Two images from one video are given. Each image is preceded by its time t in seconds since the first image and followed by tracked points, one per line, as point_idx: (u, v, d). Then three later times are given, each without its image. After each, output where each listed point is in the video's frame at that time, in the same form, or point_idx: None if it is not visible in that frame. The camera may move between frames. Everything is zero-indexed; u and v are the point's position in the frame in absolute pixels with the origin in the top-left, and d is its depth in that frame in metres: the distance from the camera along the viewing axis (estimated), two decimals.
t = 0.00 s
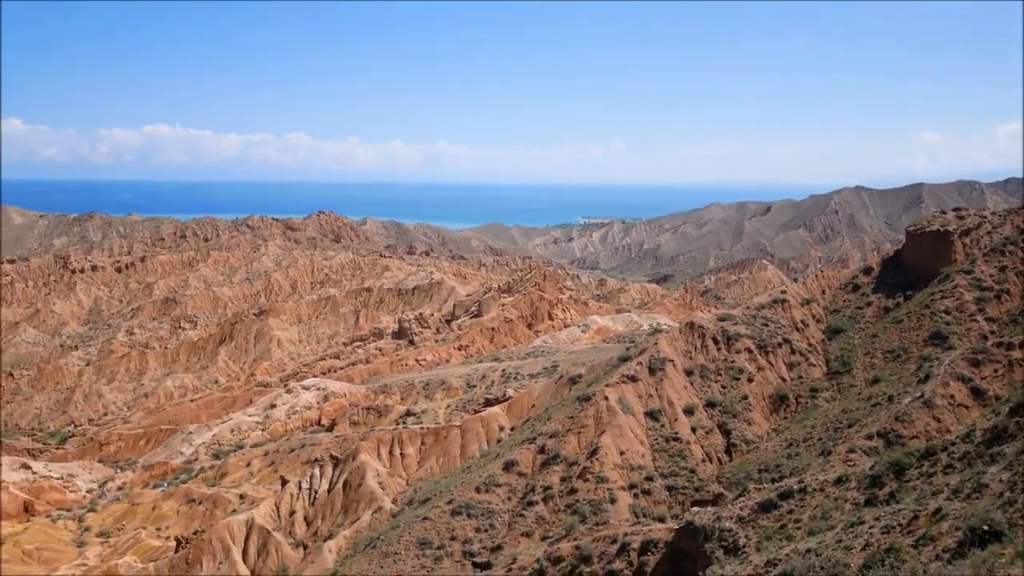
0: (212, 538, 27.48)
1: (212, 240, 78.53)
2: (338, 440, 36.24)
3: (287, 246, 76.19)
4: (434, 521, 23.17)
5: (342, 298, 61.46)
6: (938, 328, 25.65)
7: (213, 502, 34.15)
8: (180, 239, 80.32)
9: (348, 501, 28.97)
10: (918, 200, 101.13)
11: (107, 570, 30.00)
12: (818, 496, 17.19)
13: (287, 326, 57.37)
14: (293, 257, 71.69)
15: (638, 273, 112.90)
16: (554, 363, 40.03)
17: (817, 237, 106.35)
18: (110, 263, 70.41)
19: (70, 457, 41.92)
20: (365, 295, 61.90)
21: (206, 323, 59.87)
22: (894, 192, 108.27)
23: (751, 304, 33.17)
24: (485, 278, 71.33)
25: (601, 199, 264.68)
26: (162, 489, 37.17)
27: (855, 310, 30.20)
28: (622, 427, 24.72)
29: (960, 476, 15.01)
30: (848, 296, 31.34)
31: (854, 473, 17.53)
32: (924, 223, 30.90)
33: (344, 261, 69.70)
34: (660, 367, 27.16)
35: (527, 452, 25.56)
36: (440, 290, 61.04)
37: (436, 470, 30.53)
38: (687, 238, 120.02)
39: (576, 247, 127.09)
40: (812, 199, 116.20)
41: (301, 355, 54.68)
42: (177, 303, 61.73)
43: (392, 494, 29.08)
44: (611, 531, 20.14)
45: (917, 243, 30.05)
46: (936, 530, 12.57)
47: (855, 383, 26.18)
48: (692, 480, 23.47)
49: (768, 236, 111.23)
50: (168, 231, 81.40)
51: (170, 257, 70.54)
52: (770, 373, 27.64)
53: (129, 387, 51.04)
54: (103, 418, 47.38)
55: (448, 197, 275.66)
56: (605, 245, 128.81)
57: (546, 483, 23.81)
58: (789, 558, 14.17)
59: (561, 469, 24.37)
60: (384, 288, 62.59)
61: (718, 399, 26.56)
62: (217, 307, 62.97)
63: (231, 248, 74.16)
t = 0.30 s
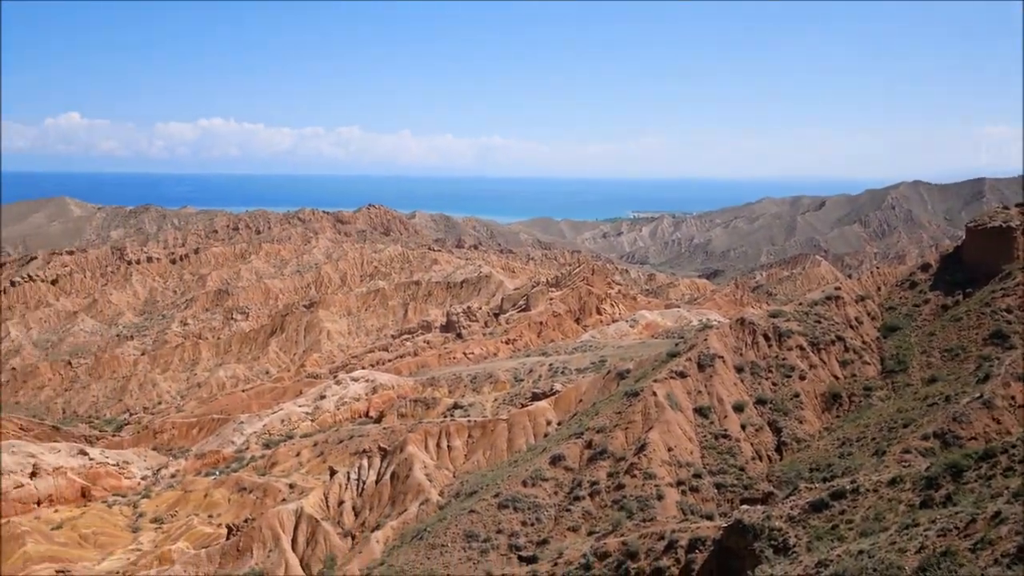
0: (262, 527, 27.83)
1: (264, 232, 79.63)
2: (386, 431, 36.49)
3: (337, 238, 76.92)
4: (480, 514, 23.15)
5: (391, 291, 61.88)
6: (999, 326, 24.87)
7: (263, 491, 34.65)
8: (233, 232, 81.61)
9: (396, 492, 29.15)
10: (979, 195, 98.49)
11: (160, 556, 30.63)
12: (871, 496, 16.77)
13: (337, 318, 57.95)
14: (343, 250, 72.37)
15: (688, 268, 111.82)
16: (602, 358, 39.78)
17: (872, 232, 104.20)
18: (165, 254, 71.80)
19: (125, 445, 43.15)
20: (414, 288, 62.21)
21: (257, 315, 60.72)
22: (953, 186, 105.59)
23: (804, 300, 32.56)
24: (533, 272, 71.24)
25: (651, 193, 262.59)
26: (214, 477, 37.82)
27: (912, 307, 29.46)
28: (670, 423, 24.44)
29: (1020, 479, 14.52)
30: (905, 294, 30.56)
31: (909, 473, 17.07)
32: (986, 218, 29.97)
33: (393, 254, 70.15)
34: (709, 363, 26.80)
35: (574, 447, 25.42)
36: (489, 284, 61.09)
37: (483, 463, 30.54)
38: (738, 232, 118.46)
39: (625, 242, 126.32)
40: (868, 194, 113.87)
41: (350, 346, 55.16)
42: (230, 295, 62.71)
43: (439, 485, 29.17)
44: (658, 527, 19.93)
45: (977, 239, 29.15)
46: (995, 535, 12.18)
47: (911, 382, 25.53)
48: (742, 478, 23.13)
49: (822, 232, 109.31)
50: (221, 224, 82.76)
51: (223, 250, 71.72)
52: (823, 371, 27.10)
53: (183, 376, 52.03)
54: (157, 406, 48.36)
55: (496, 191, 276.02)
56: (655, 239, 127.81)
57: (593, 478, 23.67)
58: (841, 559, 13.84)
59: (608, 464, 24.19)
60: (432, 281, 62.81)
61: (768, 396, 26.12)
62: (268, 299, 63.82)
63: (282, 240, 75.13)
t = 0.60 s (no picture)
0: (322, 517, 28.16)
1: (325, 226, 80.65)
2: (444, 424, 36.62)
3: (398, 232, 77.50)
4: (537, 509, 23.02)
5: (450, 284, 62.09)
6: None
7: (324, 481, 35.12)
8: (295, 225, 82.84)
9: (453, 485, 29.25)
10: None
11: (223, 543, 31.27)
12: (940, 499, 16.19)
13: (396, 311, 58.35)
14: (403, 243, 72.87)
15: (750, 264, 109.99)
16: (662, 353, 39.31)
17: (943, 228, 101.14)
18: (230, 247, 73.21)
19: (190, 433, 44.11)
20: (473, 282, 62.30)
21: (319, 307, 61.50)
22: None
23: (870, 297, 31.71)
24: (592, 266, 70.83)
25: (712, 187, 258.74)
26: (275, 466, 38.48)
27: (985, 305, 28.46)
28: (731, 420, 24.02)
29: None
30: (978, 292, 29.54)
31: (982, 476, 16.42)
32: None
33: (452, 248, 70.41)
34: (772, 361, 26.26)
35: (632, 443, 25.13)
36: (548, 278, 60.92)
37: (540, 458, 30.43)
38: (802, 227, 116.13)
39: (686, 237, 124.83)
40: (939, 188, 110.59)
41: (409, 339, 55.49)
42: (292, 287, 63.66)
43: (497, 479, 29.16)
44: (718, 526, 19.57)
45: None
46: None
47: (982, 382, 24.64)
48: (804, 478, 22.60)
49: (889, 227, 106.49)
50: (284, 218, 84.07)
51: (285, 243, 72.84)
52: (890, 370, 26.34)
53: (246, 366, 52.98)
54: (221, 396, 49.33)
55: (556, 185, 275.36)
56: (716, 234, 126.07)
57: (652, 475, 23.37)
58: (908, 563, 13.36)
59: (667, 461, 23.87)
60: (491, 275, 62.83)
61: (833, 395, 25.49)
62: (329, 292, 64.61)
63: (344, 234, 76.00)
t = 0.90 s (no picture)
0: (388, 511, 28.33)
1: (394, 222, 81.35)
2: (510, 421, 36.51)
3: (465, 229, 77.71)
4: (603, 507, 22.69)
5: (516, 281, 61.96)
6: None
7: (391, 475, 35.35)
8: (364, 221, 83.77)
9: (519, 482, 29.10)
10: None
11: (292, 534, 31.71)
12: None
13: (463, 307, 58.47)
14: (470, 240, 73.04)
15: (823, 262, 107.43)
16: (731, 353, 38.51)
17: None
18: (301, 243, 74.34)
19: (261, 425, 44.93)
20: (540, 279, 62.02)
21: (387, 303, 62.00)
22: None
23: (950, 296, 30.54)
24: (661, 264, 69.95)
25: (784, 184, 253.58)
26: (343, 460, 38.91)
27: None
28: (802, 422, 23.37)
29: None
30: None
31: None
32: None
33: (519, 245, 70.29)
34: (845, 361, 25.47)
35: (700, 443, 24.59)
36: (615, 276, 60.34)
37: (607, 456, 30.06)
38: (878, 225, 112.96)
39: (757, 234, 122.63)
40: None
41: (476, 335, 55.54)
42: (361, 283, 64.35)
43: (563, 477, 28.91)
44: (788, 529, 18.99)
45: None
46: None
47: None
48: (878, 481, 21.78)
49: (971, 225, 102.80)
50: (353, 214, 85.07)
51: (355, 239, 73.72)
52: (970, 372, 25.26)
53: (316, 361, 53.72)
54: (291, 389, 50.11)
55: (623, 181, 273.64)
56: (788, 231, 123.48)
57: (720, 475, 22.82)
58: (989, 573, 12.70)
59: (736, 463, 23.28)
60: (558, 272, 62.47)
61: (909, 397, 24.57)
62: (397, 288, 65.08)
63: (412, 230, 76.55)
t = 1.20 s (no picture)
0: (436, 506, 28.43)
1: (444, 220, 81.68)
2: (559, 419, 36.40)
3: (515, 226, 77.70)
4: (652, 507, 22.45)
5: (566, 279, 61.74)
6: None
7: (439, 471, 35.47)
8: (415, 219, 84.26)
9: (568, 481, 28.98)
10: None
11: (342, 528, 31.98)
12: None
13: (513, 305, 58.45)
14: (520, 238, 73.01)
15: (880, 262, 105.27)
16: (784, 353, 37.88)
17: None
18: (352, 240, 75.04)
19: (312, 420, 45.50)
20: (589, 277, 61.70)
21: (436, 300, 62.22)
22: None
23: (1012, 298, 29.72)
24: (712, 262, 69.16)
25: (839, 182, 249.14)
26: (393, 455, 39.18)
27: None
28: (856, 424, 22.91)
29: None
30: None
31: None
32: None
33: (569, 243, 70.08)
34: (901, 363, 24.91)
35: (751, 444, 24.19)
36: (666, 274, 59.79)
37: (656, 456, 29.76)
38: (937, 224, 110.33)
39: (811, 233, 120.72)
40: None
41: (525, 333, 55.49)
42: (411, 280, 64.69)
43: (611, 476, 28.72)
44: (841, 533, 18.57)
45: None
46: None
47: None
48: (935, 486, 21.18)
49: None
50: (404, 212, 85.61)
51: (405, 237, 74.22)
52: None
53: (366, 357, 54.16)
54: (341, 385, 50.58)
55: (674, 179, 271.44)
56: (843, 231, 121.27)
57: (771, 477, 22.42)
58: None
59: (788, 464, 22.85)
60: (608, 270, 62.09)
61: (967, 401, 23.95)
62: (447, 285, 65.31)
63: (462, 228, 76.79)
